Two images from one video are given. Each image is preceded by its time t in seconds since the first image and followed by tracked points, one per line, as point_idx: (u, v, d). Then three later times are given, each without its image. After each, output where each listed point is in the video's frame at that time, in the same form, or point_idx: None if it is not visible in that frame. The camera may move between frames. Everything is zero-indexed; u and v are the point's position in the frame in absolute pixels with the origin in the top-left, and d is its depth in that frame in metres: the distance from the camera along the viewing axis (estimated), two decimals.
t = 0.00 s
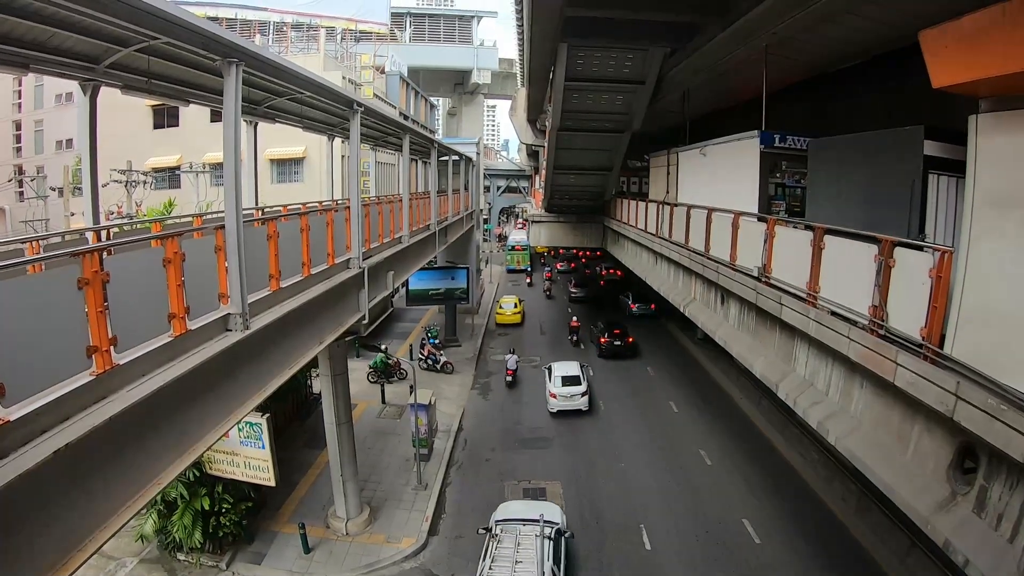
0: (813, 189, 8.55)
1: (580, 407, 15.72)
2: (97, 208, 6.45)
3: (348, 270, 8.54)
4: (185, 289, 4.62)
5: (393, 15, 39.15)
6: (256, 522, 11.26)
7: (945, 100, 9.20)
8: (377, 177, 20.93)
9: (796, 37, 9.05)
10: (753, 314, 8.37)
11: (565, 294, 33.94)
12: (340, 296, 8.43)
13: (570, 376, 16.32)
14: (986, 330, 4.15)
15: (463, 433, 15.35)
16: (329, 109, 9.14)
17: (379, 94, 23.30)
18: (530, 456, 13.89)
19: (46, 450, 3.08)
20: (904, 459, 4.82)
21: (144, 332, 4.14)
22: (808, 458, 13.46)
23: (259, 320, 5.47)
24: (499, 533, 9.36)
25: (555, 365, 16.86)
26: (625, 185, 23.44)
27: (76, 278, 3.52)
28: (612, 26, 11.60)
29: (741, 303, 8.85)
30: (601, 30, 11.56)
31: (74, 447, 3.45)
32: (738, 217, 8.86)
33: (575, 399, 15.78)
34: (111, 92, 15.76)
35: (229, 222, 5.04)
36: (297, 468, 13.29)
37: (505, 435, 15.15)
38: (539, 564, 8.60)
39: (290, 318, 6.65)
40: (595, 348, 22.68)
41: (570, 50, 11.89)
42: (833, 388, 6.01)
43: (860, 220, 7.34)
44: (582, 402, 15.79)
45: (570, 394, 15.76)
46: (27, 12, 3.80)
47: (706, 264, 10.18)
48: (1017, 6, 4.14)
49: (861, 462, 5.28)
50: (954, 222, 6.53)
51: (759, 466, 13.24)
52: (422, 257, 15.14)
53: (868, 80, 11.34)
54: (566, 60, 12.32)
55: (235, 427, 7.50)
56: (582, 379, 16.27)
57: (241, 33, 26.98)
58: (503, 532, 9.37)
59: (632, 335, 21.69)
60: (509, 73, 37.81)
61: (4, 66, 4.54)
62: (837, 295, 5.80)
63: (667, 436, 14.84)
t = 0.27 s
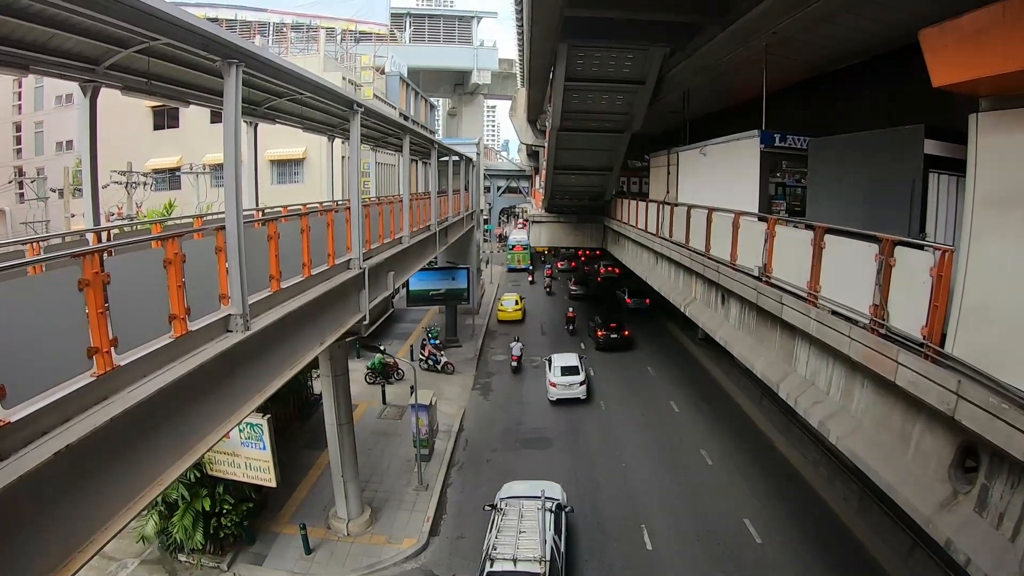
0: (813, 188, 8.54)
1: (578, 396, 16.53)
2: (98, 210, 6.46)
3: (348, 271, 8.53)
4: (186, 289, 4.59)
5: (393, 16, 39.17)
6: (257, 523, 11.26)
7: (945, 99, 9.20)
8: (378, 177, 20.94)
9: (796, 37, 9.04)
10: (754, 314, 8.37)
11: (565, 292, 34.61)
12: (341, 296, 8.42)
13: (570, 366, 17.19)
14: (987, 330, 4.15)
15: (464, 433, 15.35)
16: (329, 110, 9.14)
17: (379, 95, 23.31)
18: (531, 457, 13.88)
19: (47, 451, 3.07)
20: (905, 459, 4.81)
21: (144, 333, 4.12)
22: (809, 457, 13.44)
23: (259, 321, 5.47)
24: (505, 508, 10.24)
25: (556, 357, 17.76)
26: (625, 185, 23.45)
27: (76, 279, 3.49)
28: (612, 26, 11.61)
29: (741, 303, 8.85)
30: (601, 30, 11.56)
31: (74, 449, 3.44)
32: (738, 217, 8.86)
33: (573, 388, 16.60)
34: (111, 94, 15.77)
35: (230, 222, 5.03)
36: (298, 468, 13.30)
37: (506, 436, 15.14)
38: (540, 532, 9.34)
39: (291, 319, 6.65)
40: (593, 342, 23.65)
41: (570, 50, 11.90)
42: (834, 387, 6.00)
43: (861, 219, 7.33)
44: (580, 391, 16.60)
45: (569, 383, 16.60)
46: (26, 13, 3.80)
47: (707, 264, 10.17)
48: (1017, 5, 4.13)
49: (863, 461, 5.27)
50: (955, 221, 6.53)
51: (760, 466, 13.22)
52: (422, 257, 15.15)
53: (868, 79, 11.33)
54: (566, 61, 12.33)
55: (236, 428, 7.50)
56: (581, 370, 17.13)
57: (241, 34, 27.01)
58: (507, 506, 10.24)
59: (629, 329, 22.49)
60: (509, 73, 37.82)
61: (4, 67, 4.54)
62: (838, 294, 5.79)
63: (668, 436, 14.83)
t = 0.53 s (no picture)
0: (813, 188, 8.54)
1: (575, 385, 17.53)
2: (97, 211, 6.46)
3: (348, 272, 8.53)
4: (185, 291, 4.58)
5: (392, 17, 39.20)
6: (257, 524, 11.25)
7: (945, 99, 9.21)
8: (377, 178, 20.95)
9: (796, 37, 9.04)
10: (753, 314, 8.37)
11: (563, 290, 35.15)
12: (340, 297, 8.42)
13: (568, 358, 18.17)
14: (986, 330, 4.15)
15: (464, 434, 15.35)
16: (328, 111, 9.15)
17: (378, 96, 23.32)
18: (531, 457, 13.88)
19: (47, 452, 3.07)
20: (906, 459, 4.81)
21: (144, 335, 4.11)
22: (810, 457, 13.44)
23: (259, 322, 5.46)
24: (508, 485, 10.79)
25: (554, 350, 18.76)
26: (625, 185, 23.48)
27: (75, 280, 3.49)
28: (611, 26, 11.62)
29: (741, 303, 8.86)
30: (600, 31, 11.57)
31: (74, 450, 3.44)
32: (738, 217, 8.86)
33: (571, 378, 17.62)
34: (111, 95, 15.78)
35: (229, 223, 5.02)
36: (298, 469, 13.29)
37: (506, 436, 15.14)
38: (542, 506, 9.92)
39: (290, 320, 6.65)
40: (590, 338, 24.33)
41: (569, 50, 11.91)
42: (834, 387, 6.01)
43: (860, 219, 7.33)
44: (578, 380, 17.62)
45: (567, 373, 17.61)
46: (25, 14, 3.80)
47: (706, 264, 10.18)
48: (1017, 5, 4.14)
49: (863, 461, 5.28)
50: (954, 220, 6.53)
51: (760, 466, 13.22)
52: (422, 258, 15.16)
53: (868, 79, 11.33)
54: (565, 61, 12.34)
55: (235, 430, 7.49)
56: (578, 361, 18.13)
57: (240, 35, 27.04)
58: (511, 484, 10.80)
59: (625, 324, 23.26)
60: (508, 74, 37.86)
61: (3, 69, 4.55)
62: (838, 294, 5.79)
63: (668, 436, 14.83)
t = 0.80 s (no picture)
0: (812, 188, 8.54)
1: (573, 375, 18.21)
2: (96, 212, 6.45)
3: (346, 272, 8.52)
4: (184, 292, 4.60)
5: (390, 18, 39.20)
6: (256, 525, 11.23)
7: (943, 98, 9.22)
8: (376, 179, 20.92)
9: (794, 37, 9.05)
10: (752, 314, 8.38)
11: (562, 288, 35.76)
12: (339, 298, 8.40)
13: (565, 351, 18.91)
14: (984, 329, 4.16)
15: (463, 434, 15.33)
16: (326, 111, 9.14)
17: (377, 96, 23.30)
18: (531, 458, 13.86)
19: (48, 452, 3.09)
20: (905, 458, 4.82)
21: (143, 336, 4.14)
22: (809, 457, 13.44)
23: (258, 323, 5.46)
24: (512, 464, 11.23)
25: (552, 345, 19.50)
26: (623, 185, 23.49)
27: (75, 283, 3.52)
28: (609, 26, 11.61)
29: (739, 303, 8.87)
30: (598, 31, 11.57)
31: (74, 450, 3.45)
32: (736, 217, 8.87)
33: (569, 369, 18.30)
34: (109, 96, 15.75)
35: (228, 224, 5.02)
36: (298, 471, 13.27)
37: (505, 436, 15.13)
38: (545, 481, 10.37)
39: (289, 321, 6.64)
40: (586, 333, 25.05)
41: (567, 51, 11.92)
42: (833, 386, 6.02)
43: (859, 219, 7.34)
44: (575, 371, 18.30)
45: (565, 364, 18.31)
46: (23, 16, 3.79)
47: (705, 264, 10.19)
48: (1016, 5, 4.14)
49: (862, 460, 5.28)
50: (953, 220, 6.53)
51: (759, 466, 13.22)
52: (421, 259, 15.14)
53: (867, 79, 11.35)
54: (564, 61, 12.34)
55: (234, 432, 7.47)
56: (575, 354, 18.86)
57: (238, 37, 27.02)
58: (514, 463, 11.23)
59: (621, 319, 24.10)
60: (507, 74, 37.87)
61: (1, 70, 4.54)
62: (837, 294, 5.80)
63: (667, 436, 14.83)
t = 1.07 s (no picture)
0: (810, 187, 8.55)
1: (570, 367, 19.07)
2: (94, 212, 6.43)
3: (345, 273, 8.51)
4: (182, 292, 4.59)
5: (389, 18, 39.19)
6: (255, 526, 11.22)
7: (942, 98, 9.23)
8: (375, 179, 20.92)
9: (793, 36, 9.06)
10: (751, 313, 8.40)
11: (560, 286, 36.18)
12: (338, 298, 8.39)
13: (562, 343, 19.69)
14: (982, 328, 4.17)
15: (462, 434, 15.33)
16: (325, 111, 9.13)
17: (375, 97, 23.30)
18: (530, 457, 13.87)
19: (47, 452, 3.08)
20: (905, 457, 4.82)
21: (141, 336, 4.13)
22: (808, 456, 13.45)
23: (256, 324, 5.45)
24: (513, 446, 11.92)
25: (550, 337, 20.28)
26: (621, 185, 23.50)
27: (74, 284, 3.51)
28: (608, 26, 11.61)
29: (738, 302, 8.88)
30: (597, 31, 11.58)
31: (73, 450, 3.45)
32: (735, 216, 8.88)
33: (567, 361, 19.16)
34: (107, 97, 15.73)
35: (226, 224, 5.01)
36: (297, 471, 13.25)
37: (504, 436, 15.12)
38: (545, 461, 11.14)
39: (288, 321, 6.63)
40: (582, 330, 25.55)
41: (566, 51, 11.92)
42: (831, 385, 6.03)
43: (857, 218, 7.36)
44: (572, 364, 19.15)
45: (562, 357, 19.15)
46: (21, 16, 3.78)
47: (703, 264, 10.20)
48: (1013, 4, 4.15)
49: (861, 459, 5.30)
50: (951, 219, 6.54)
51: (758, 465, 13.23)
52: (419, 259, 15.13)
53: (865, 79, 11.35)
54: (562, 61, 12.35)
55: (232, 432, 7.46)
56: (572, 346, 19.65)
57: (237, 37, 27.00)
58: (515, 445, 11.92)
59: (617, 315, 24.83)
60: (505, 74, 37.89)
61: None
62: (835, 293, 5.80)
63: (666, 436, 14.84)
